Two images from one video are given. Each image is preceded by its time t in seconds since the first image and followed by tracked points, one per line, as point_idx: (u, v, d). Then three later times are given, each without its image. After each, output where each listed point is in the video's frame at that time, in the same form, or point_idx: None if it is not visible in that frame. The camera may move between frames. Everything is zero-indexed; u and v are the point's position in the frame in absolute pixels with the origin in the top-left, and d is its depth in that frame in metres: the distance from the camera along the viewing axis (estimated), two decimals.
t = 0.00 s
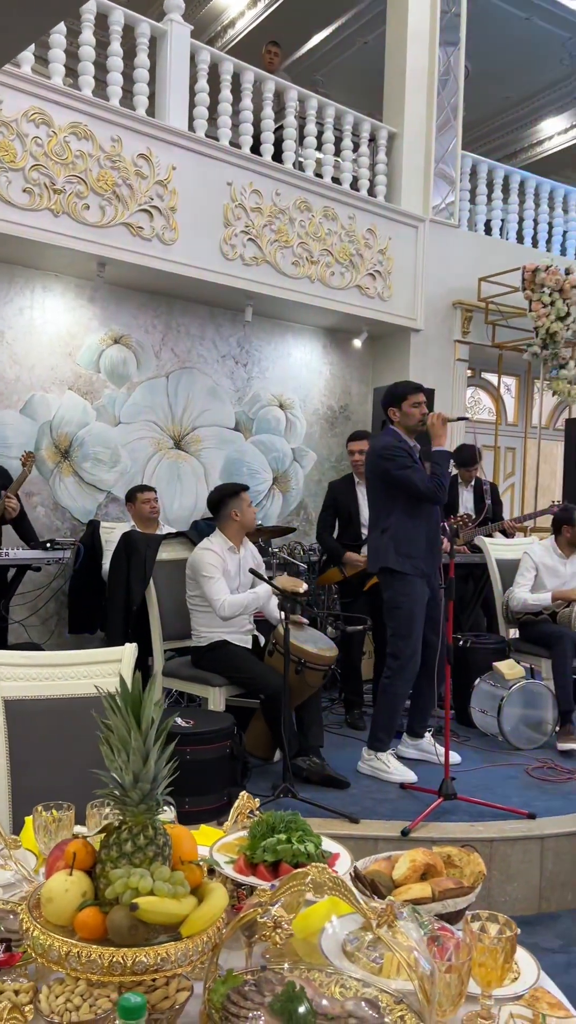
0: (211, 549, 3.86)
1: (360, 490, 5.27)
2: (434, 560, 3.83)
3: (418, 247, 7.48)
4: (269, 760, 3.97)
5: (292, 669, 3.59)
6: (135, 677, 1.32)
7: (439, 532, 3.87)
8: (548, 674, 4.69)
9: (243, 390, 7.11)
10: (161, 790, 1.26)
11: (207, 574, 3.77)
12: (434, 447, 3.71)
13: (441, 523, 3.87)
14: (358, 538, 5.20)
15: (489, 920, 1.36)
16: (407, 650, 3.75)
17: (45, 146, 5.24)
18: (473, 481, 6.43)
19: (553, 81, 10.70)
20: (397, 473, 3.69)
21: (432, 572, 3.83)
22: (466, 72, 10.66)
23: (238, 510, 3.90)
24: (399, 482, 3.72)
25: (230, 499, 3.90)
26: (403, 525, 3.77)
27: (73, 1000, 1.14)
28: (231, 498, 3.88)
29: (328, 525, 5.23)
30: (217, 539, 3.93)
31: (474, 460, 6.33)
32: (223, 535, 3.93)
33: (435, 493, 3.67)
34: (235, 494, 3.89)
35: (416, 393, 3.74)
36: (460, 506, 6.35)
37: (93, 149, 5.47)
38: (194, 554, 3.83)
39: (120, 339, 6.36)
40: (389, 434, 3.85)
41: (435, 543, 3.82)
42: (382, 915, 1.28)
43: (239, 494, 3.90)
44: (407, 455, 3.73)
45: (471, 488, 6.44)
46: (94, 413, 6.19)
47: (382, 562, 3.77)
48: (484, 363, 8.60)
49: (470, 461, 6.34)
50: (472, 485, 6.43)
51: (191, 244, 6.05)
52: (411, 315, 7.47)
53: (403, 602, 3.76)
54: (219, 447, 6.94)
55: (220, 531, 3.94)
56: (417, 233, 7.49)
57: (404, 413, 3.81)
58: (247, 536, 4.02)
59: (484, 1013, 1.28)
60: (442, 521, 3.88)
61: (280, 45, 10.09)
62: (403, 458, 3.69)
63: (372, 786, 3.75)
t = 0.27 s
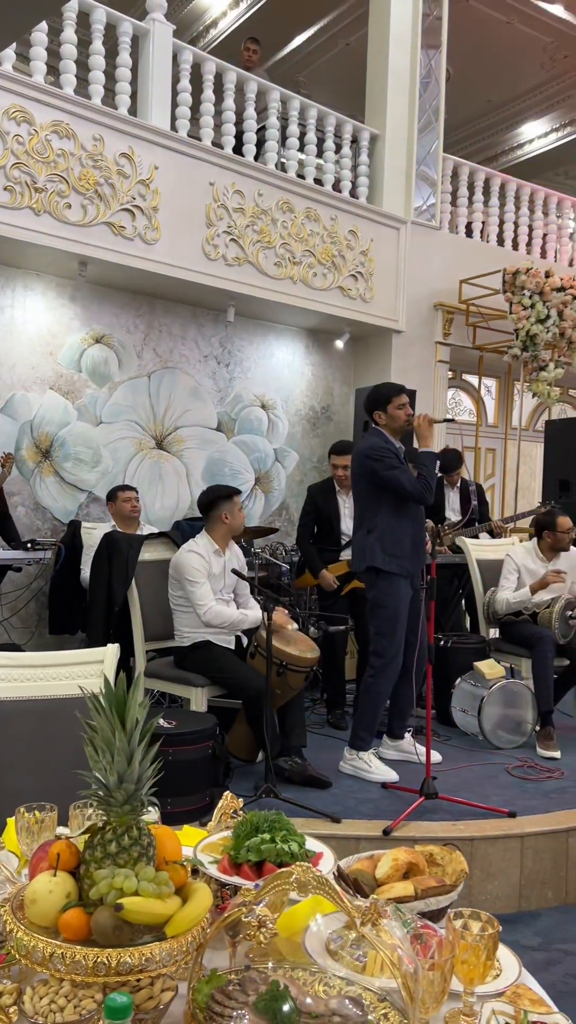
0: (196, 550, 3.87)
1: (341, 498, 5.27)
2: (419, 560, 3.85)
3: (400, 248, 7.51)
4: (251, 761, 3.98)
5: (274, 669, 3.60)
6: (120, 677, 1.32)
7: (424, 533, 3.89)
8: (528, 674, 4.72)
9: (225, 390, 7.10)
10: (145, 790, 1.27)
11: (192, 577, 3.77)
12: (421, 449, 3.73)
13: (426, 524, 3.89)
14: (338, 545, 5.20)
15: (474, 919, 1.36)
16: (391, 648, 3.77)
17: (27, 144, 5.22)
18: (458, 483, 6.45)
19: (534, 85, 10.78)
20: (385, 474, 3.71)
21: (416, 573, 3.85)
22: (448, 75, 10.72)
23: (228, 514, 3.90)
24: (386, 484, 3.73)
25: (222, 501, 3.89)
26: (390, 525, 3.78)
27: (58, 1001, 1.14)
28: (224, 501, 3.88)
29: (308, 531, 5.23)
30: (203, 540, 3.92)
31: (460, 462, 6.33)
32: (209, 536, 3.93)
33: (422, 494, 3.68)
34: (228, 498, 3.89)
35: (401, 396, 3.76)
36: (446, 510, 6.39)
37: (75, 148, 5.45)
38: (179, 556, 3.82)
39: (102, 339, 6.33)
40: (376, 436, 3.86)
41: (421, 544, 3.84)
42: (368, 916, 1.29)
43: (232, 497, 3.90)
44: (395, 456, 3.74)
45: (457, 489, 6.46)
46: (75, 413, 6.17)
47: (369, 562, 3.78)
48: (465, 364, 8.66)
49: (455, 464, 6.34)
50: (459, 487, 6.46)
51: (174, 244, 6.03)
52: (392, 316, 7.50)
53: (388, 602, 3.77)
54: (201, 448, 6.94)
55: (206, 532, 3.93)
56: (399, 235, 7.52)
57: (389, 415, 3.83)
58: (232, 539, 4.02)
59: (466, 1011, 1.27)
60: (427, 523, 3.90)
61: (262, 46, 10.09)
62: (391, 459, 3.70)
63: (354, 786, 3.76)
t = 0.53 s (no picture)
0: (179, 549, 3.85)
1: (326, 498, 5.27)
2: (407, 561, 3.86)
3: (384, 249, 7.53)
4: (235, 761, 3.97)
5: (259, 669, 3.60)
6: (104, 677, 1.32)
7: (411, 534, 3.89)
8: (510, 673, 4.75)
9: (209, 391, 7.09)
10: (129, 791, 1.27)
11: (173, 577, 3.76)
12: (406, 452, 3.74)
13: (412, 525, 3.90)
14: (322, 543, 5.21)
15: (457, 916, 1.37)
16: (381, 648, 3.77)
17: (9, 143, 5.19)
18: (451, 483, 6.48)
19: (517, 88, 10.85)
20: (369, 476, 3.72)
21: (404, 574, 3.85)
22: (431, 77, 10.76)
23: (211, 512, 3.90)
24: (371, 486, 3.74)
25: (206, 501, 3.89)
26: (376, 526, 3.79)
27: (40, 1002, 1.12)
28: (206, 499, 3.88)
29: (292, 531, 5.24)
30: (186, 539, 3.92)
31: (447, 460, 6.41)
32: (192, 535, 3.92)
33: (407, 496, 3.70)
34: (210, 496, 3.88)
35: (385, 399, 3.77)
36: (437, 511, 6.41)
37: (58, 147, 5.43)
38: (161, 556, 3.82)
39: (85, 338, 6.31)
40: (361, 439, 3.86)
41: (407, 545, 3.84)
42: (351, 915, 1.28)
43: (213, 496, 3.90)
44: (379, 458, 3.76)
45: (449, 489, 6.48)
46: (57, 413, 6.14)
47: (356, 563, 3.79)
48: (448, 366, 8.69)
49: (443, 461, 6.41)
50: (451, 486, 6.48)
51: (157, 244, 6.02)
52: (376, 317, 7.52)
53: (378, 602, 3.78)
54: (185, 447, 6.92)
55: (189, 531, 3.93)
56: (382, 236, 7.54)
57: (374, 419, 3.83)
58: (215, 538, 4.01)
59: (450, 1009, 1.29)
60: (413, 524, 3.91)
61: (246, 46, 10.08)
62: (375, 461, 3.72)
63: (338, 786, 3.77)
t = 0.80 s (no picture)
0: (158, 549, 3.85)
1: (310, 494, 5.27)
2: (391, 561, 3.86)
3: (367, 250, 7.55)
4: (218, 762, 3.97)
5: (241, 670, 3.59)
6: (84, 678, 1.32)
7: (394, 534, 3.89)
8: (492, 672, 4.78)
9: (192, 391, 7.08)
10: (109, 791, 1.27)
11: (152, 576, 3.76)
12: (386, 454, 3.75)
13: (396, 526, 3.90)
14: (306, 539, 5.19)
15: (435, 915, 1.37)
16: (367, 648, 3.77)
17: None
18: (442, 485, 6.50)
19: (499, 91, 10.91)
20: (349, 478, 3.74)
21: (388, 574, 3.86)
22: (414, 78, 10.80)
23: (185, 508, 3.90)
24: (351, 488, 3.76)
25: (181, 499, 3.90)
26: (357, 528, 3.80)
27: (19, 1004, 1.13)
28: (177, 497, 3.88)
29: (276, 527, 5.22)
30: (166, 540, 3.91)
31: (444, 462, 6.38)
32: (171, 535, 3.92)
33: (386, 497, 3.70)
34: (181, 492, 3.89)
35: (365, 400, 3.77)
36: (427, 511, 6.44)
37: (39, 145, 5.40)
38: (141, 556, 3.82)
39: (67, 338, 6.28)
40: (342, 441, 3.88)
41: (391, 545, 3.85)
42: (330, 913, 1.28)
43: (185, 492, 3.90)
44: (359, 460, 3.77)
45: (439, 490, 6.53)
46: (39, 413, 6.11)
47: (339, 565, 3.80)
48: (431, 366, 8.73)
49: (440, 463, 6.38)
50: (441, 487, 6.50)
51: (139, 243, 6.00)
52: (359, 317, 7.53)
53: (362, 604, 3.79)
54: (168, 448, 6.91)
55: (168, 531, 3.93)
56: (365, 237, 7.55)
57: (355, 420, 3.84)
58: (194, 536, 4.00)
59: (430, 1008, 1.29)
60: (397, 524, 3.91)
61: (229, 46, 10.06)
62: (354, 463, 3.74)
63: (321, 787, 3.77)
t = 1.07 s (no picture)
0: (143, 548, 3.84)
1: (295, 497, 5.28)
2: (371, 561, 3.87)
3: (353, 251, 7.56)
4: (204, 764, 3.97)
5: (227, 671, 3.59)
6: (66, 680, 1.31)
7: (376, 533, 3.90)
8: (478, 672, 4.80)
9: (178, 392, 7.06)
10: (92, 793, 1.26)
11: (130, 577, 3.76)
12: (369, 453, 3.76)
13: (378, 525, 3.91)
14: (292, 544, 5.19)
15: (417, 914, 1.39)
16: (348, 648, 3.79)
17: None
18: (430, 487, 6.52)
19: (485, 93, 10.96)
20: (329, 478, 3.74)
21: (368, 573, 3.87)
22: (400, 80, 10.83)
23: (174, 510, 3.89)
24: (331, 487, 3.76)
25: (168, 499, 3.88)
26: (337, 527, 3.81)
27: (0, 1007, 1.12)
28: (167, 498, 3.87)
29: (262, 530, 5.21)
30: (151, 539, 3.91)
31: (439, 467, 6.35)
32: (157, 534, 3.91)
33: (367, 497, 3.71)
34: (172, 494, 3.88)
35: (347, 399, 3.77)
36: (416, 512, 6.46)
37: (25, 145, 5.38)
38: (125, 556, 3.81)
39: (53, 338, 6.26)
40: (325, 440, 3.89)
41: (371, 544, 3.86)
42: (312, 914, 1.29)
43: (176, 494, 3.89)
44: (340, 459, 3.78)
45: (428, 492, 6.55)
46: (25, 413, 6.08)
47: (319, 564, 3.81)
48: (417, 367, 8.75)
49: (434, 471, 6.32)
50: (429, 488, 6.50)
51: (126, 244, 5.99)
52: (346, 318, 7.55)
53: (342, 603, 3.80)
54: (154, 448, 6.90)
55: (154, 531, 3.92)
56: (352, 239, 7.57)
57: (338, 418, 3.84)
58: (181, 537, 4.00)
59: (413, 1007, 1.30)
60: (379, 523, 3.91)
61: (216, 47, 10.06)
62: (334, 462, 3.75)
63: (307, 787, 3.77)
